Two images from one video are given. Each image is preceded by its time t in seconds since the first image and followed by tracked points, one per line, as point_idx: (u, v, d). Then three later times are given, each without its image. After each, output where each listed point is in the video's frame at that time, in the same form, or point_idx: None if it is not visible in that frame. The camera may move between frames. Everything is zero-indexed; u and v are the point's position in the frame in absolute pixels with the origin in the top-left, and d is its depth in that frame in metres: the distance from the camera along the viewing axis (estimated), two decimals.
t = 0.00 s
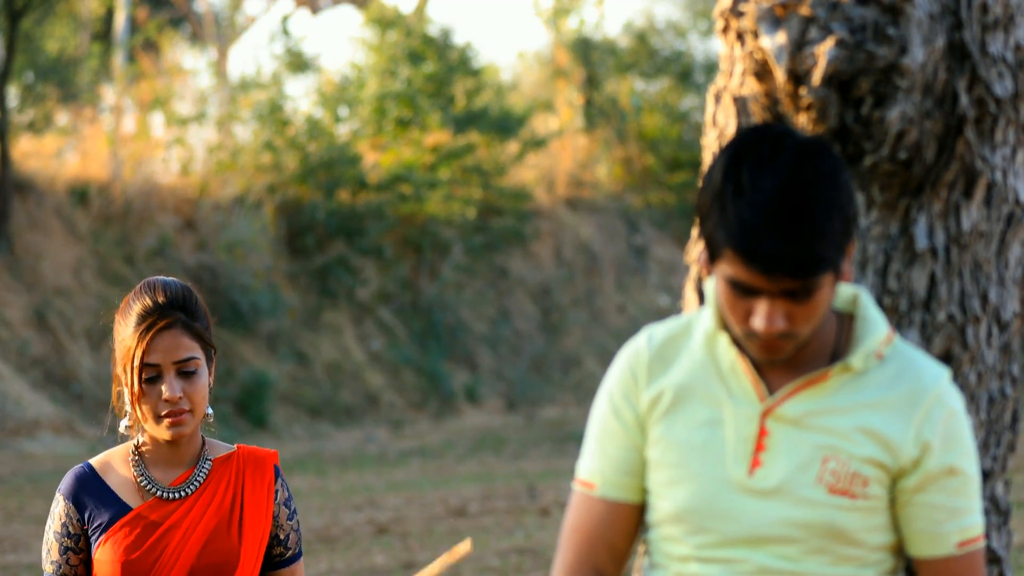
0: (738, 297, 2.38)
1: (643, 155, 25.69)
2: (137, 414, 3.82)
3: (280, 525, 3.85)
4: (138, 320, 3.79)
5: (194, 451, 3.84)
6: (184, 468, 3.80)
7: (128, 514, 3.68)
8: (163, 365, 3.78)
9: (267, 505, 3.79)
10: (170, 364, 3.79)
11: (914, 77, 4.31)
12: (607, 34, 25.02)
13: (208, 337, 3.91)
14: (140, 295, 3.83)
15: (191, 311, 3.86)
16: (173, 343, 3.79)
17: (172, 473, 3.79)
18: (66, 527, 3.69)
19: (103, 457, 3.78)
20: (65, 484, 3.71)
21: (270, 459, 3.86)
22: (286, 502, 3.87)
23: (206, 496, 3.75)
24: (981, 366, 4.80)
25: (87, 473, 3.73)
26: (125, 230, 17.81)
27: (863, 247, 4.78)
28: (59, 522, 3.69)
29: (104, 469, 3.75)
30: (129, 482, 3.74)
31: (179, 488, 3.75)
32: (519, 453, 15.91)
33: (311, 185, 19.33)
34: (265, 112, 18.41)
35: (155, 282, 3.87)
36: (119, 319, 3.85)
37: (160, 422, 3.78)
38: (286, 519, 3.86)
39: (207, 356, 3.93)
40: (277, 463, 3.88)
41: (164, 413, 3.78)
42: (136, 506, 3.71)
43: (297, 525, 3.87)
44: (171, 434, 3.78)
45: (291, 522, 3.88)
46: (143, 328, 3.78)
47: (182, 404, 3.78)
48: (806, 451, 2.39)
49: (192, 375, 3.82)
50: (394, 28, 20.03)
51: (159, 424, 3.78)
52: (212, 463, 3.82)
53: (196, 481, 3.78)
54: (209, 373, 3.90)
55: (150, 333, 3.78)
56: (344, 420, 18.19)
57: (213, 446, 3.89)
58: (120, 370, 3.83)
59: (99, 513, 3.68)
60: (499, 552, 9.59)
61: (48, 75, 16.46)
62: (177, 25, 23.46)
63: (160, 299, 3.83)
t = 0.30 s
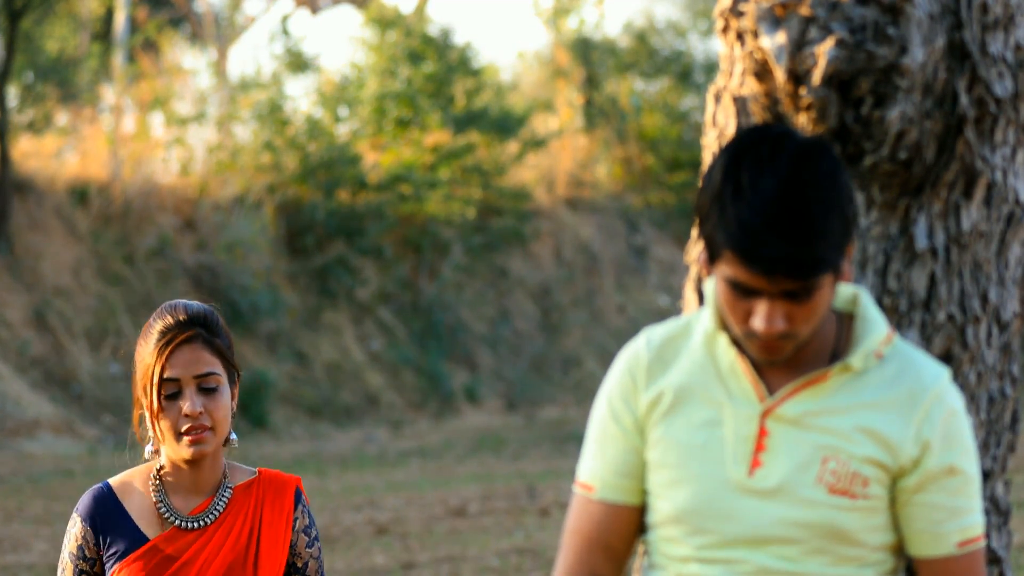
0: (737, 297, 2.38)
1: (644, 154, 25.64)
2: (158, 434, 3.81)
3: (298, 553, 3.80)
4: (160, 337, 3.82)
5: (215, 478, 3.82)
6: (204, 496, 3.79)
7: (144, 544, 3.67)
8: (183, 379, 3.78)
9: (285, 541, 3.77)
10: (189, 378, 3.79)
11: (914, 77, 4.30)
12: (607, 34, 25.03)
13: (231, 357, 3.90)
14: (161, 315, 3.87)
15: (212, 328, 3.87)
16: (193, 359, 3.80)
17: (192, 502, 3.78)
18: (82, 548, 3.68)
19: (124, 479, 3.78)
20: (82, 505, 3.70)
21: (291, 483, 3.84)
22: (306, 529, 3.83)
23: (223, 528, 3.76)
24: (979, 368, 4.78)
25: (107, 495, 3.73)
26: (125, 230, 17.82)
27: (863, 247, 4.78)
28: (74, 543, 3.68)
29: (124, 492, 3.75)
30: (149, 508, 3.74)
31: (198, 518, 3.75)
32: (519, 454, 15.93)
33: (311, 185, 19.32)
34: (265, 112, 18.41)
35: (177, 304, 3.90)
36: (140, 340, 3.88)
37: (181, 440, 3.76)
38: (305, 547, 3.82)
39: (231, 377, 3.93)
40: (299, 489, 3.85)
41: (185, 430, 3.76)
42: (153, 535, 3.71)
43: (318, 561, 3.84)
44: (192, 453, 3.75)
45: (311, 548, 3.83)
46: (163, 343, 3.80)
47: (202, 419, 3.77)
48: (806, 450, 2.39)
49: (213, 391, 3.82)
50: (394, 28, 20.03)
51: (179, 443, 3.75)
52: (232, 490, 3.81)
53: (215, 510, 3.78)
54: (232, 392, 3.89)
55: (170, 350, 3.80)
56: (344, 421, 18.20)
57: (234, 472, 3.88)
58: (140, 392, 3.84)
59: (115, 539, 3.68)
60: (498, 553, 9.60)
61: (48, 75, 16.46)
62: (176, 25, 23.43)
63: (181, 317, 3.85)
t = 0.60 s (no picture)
0: (740, 297, 2.33)
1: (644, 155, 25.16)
2: (190, 420, 3.51)
3: (331, 549, 3.41)
4: (186, 318, 3.55)
5: (251, 462, 3.47)
6: (240, 479, 3.43)
7: (174, 517, 3.29)
8: (210, 358, 3.50)
9: (319, 536, 3.39)
10: (217, 357, 3.51)
11: (921, 73, 3.17)
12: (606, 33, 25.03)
13: (262, 337, 3.62)
14: (187, 297, 3.60)
15: (239, 307, 3.60)
16: (222, 337, 3.53)
17: (226, 483, 3.41)
18: (107, 516, 3.29)
19: (156, 452, 3.41)
20: (113, 472, 3.34)
21: (329, 476, 3.47)
22: (340, 524, 3.44)
23: (258, 512, 3.38)
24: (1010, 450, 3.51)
25: (139, 464, 3.35)
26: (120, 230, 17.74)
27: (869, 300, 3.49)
28: (101, 509, 3.30)
29: (157, 464, 3.38)
30: (181, 483, 3.35)
31: (234, 500, 3.37)
32: (518, 454, 15.90)
33: (310, 185, 19.30)
34: (264, 112, 18.50)
35: (202, 286, 3.63)
36: (167, 323, 3.61)
37: (212, 421, 3.45)
38: (338, 543, 3.43)
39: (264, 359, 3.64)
40: (336, 482, 3.48)
41: (216, 409, 3.46)
42: (185, 510, 3.32)
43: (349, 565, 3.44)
44: (226, 433, 3.43)
45: (341, 545, 3.43)
46: (189, 323, 3.54)
47: (235, 398, 3.47)
48: (809, 453, 2.41)
49: (244, 369, 3.52)
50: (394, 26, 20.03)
51: (212, 423, 3.45)
52: (269, 477, 3.44)
53: (252, 494, 3.40)
54: (265, 373, 3.60)
55: (198, 327, 3.53)
56: (342, 421, 18.15)
57: (271, 458, 3.52)
58: (170, 376, 3.56)
59: (143, 510, 3.30)
60: (498, 554, 9.56)
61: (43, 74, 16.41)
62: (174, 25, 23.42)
63: (207, 297, 3.58)
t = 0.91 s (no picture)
0: (744, 297, 2.34)
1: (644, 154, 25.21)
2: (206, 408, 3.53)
3: (340, 534, 3.38)
4: (203, 302, 3.54)
5: (266, 447, 3.48)
6: (252, 463, 3.44)
7: (179, 496, 3.31)
8: (225, 345, 3.50)
9: (328, 519, 3.36)
10: (233, 345, 3.51)
11: (921, 72, 3.09)
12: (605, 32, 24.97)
13: (281, 324, 3.62)
14: (205, 279, 3.59)
15: (258, 293, 3.58)
16: (239, 323, 3.53)
17: (237, 468, 3.43)
18: (115, 498, 3.33)
19: (172, 437, 3.46)
20: (125, 456, 3.38)
21: (344, 464, 3.45)
22: (351, 510, 3.41)
23: (267, 493, 3.38)
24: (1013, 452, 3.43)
25: (151, 449, 3.41)
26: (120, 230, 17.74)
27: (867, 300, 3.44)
28: (112, 492, 3.34)
29: (170, 448, 3.42)
30: (190, 467, 3.38)
31: (242, 485, 3.38)
32: (519, 455, 15.91)
33: (311, 185, 19.31)
34: (264, 113, 18.43)
35: (222, 267, 3.61)
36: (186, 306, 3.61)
37: (226, 409, 3.46)
38: (348, 529, 3.39)
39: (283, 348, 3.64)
40: (351, 469, 3.46)
41: (230, 399, 3.46)
42: (190, 491, 3.34)
43: (361, 552, 3.39)
44: (240, 422, 3.44)
45: (353, 532, 3.39)
46: (206, 309, 3.53)
47: (249, 387, 3.47)
48: (813, 453, 2.46)
49: (260, 358, 3.52)
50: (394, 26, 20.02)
51: (226, 411, 3.45)
52: (282, 462, 3.44)
53: (263, 478, 3.41)
54: (281, 360, 3.60)
55: (215, 313, 3.53)
56: (342, 421, 18.15)
57: (288, 445, 3.52)
58: (187, 360, 3.58)
59: (149, 490, 3.32)
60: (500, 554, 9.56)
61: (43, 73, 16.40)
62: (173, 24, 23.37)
63: (226, 282, 3.57)
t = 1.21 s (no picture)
0: (750, 296, 2.33)
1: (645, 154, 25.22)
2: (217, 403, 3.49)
3: (351, 532, 3.34)
4: (213, 299, 3.52)
5: (279, 442, 3.45)
6: (265, 457, 3.41)
7: (190, 488, 3.30)
8: (235, 343, 3.47)
9: (340, 517, 3.33)
10: (242, 342, 3.48)
11: (922, 73, 3.03)
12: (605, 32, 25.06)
13: (292, 321, 3.58)
14: (214, 274, 3.56)
15: (269, 289, 3.56)
16: (250, 319, 3.50)
17: (249, 461, 3.40)
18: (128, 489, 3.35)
19: (184, 429, 3.46)
20: (139, 449, 3.40)
21: (358, 461, 3.41)
22: (365, 508, 3.37)
23: (279, 488, 3.35)
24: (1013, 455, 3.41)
25: (164, 440, 3.42)
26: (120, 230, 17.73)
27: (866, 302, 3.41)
28: (125, 483, 3.36)
29: (183, 440, 3.43)
30: (200, 460, 3.37)
31: (253, 479, 3.36)
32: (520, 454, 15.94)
33: (311, 186, 19.32)
34: (264, 113, 18.47)
35: (231, 261, 3.58)
36: (195, 299, 3.59)
37: (237, 406, 3.43)
38: (360, 527, 3.35)
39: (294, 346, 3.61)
40: (365, 467, 3.42)
41: (240, 397, 3.43)
42: (200, 483, 3.33)
43: (374, 551, 3.35)
44: (251, 420, 3.41)
45: (365, 531, 3.35)
46: (216, 305, 3.51)
47: (259, 385, 3.43)
48: (815, 452, 2.46)
49: (269, 355, 3.49)
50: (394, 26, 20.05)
51: (236, 408, 3.42)
52: (295, 458, 3.41)
53: (275, 473, 3.38)
54: (291, 356, 3.56)
55: (225, 309, 3.50)
56: (343, 421, 18.16)
57: (302, 439, 3.48)
58: (196, 352, 3.55)
59: (159, 482, 3.32)
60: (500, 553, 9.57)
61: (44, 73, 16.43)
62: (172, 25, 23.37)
63: (234, 277, 3.54)
